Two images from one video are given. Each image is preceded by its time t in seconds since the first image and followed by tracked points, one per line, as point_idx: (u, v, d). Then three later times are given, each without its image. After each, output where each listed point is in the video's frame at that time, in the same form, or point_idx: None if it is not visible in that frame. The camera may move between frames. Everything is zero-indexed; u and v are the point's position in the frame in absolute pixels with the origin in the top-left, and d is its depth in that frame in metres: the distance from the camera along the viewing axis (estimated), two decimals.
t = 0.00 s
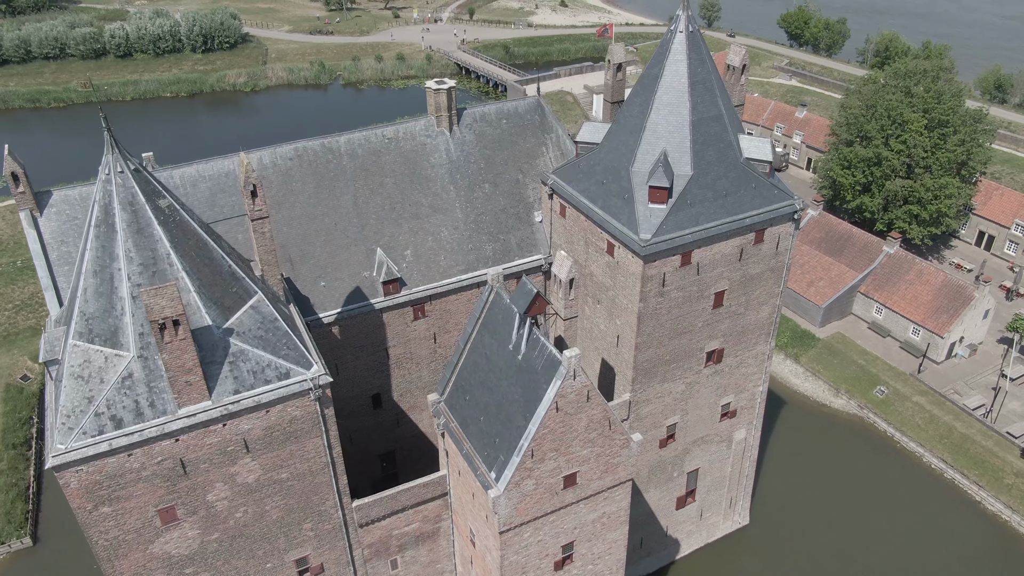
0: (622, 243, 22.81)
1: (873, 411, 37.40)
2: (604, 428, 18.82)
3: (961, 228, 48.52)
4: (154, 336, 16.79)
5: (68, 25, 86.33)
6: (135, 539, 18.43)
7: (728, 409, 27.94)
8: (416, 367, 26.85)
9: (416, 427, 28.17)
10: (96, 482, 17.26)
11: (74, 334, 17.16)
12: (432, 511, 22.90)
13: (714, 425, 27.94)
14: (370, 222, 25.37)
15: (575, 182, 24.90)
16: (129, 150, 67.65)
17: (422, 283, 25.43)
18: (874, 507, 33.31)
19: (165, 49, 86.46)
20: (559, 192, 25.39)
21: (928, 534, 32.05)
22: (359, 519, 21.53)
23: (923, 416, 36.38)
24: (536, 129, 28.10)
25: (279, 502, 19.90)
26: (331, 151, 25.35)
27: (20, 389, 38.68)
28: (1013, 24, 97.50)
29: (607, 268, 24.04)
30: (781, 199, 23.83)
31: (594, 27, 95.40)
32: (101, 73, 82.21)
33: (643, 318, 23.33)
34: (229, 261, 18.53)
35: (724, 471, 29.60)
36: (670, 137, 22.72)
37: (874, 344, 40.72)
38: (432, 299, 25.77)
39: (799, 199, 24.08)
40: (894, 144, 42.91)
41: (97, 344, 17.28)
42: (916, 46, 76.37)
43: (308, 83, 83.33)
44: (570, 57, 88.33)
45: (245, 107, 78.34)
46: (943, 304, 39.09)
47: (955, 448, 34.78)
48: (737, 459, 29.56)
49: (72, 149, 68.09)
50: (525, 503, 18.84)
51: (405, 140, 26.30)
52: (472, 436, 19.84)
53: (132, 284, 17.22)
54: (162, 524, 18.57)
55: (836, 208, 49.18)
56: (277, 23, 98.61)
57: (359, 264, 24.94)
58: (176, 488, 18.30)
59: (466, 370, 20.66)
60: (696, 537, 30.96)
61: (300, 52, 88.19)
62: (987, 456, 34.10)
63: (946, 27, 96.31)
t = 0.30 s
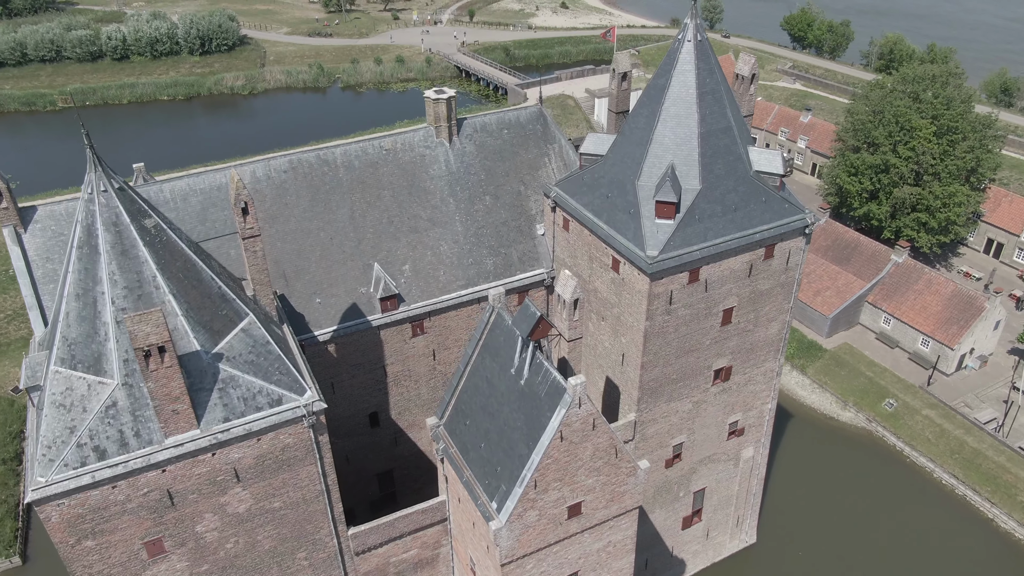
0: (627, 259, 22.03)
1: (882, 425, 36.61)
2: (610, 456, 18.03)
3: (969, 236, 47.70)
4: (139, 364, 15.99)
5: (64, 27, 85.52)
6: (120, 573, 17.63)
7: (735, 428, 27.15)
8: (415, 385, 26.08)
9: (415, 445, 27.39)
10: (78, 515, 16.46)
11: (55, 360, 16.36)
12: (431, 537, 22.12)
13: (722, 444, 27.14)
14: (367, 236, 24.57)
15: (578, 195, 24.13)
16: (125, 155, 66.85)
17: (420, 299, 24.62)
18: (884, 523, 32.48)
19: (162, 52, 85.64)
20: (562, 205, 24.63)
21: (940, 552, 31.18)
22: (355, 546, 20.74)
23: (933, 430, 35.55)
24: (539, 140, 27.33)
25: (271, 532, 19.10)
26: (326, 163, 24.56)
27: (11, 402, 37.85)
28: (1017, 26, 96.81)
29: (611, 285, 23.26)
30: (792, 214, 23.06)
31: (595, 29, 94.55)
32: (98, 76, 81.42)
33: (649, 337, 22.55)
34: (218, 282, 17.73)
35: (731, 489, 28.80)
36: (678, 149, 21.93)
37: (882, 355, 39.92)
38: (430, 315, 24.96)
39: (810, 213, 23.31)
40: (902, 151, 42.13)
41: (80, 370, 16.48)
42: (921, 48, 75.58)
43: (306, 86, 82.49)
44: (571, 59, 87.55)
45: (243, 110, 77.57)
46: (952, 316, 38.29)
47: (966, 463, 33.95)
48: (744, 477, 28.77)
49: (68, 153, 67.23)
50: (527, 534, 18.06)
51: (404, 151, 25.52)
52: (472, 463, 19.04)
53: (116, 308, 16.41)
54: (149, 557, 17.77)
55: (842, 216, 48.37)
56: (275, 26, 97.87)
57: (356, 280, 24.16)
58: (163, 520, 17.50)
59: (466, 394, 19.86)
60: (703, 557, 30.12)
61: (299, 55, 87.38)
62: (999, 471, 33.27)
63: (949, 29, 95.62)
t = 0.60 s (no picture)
0: (633, 276, 21.26)
1: (891, 439, 35.78)
2: (617, 487, 17.27)
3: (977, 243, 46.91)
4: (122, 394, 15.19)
5: (61, 29, 84.72)
6: None
7: (743, 447, 26.36)
8: (413, 404, 25.30)
9: (413, 465, 26.60)
10: (59, 552, 15.66)
11: (34, 390, 15.56)
12: (430, 564, 21.33)
13: (729, 463, 26.35)
14: (364, 252, 23.79)
15: (582, 209, 23.34)
16: (121, 159, 65.99)
17: (419, 316, 23.84)
18: (894, 541, 31.65)
19: (160, 54, 84.86)
20: (565, 219, 23.85)
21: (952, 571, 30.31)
22: None
23: (944, 445, 34.74)
24: (541, 150, 26.55)
25: (262, 564, 18.30)
26: (321, 176, 23.77)
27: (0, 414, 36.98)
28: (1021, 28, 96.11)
29: (616, 302, 22.48)
30: (803, 229, 22.27)
31: (596, 31, 93.80)
32: (95, 79, 80.61)
33: (656, 357, 21.76)
34: (207, 306, 16.95)
35: (739, 509, 28.00)
36: (686, 163, 21.15)
37: (890, 366, 39.13)
38: (429, 332, 24.18)
39: (821, 228, 22.54)
40: (910, 158, 41.36)
41: (60, 400, 15.67)
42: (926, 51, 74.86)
43: (305, 89, 81.67)
44: (571, 62, 86.75)
45: (241, 114, 76.82)
46: (961, 328, 37.52)
47: (978, 479, 33.14)
48: (752, 497, 27.98)
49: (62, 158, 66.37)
50: (530, 568, 17.29)
51: (401, 164, 24.72)
52: (471, 492, 18.24)
53: (98, 335, 15.61)
54: None
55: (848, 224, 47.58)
56: (273, 27, 97.09)
57: (352, 297, 23.39)
58: (148, 555, 16.70)
59: (465, 419, 19.08)
60: None
61: (297, 57, 86.62)
62: (1011, 488, 32.45)
63: (952, 31, 94.94)
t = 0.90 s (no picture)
0: (639, 295, 20.47)
1: (900, 454, 34.98)
2: (623, 520, 16.51)
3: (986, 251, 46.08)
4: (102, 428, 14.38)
5: (57, 32, 83.95)
6: None
7: (752, 467, 25.55)
8: (411, 424, 24.51)
9: (411, 486, 25.79)
10: None
11: (11, 422, 14.75)
12: None
13: (737, 484, 25.55)
14: (360, 268, 22.99)
15: (585, 224, 22.54)
16: (117, 164, 65.20)
17: (417, 334, 23.05)
18: (905, 560, 30.81)
19: (157, 57, 84.12)
20: (568, 234, 23.05)
21: None
22: None
23: (955, 460, 33.92)
24: (543, 162, 25.77)
25: None
26: (316, 190, 22.97)
27: None
28: None
29: (622, 321, 21.69)
30: (815, 245, 21.47)
31: (597, 33, 93.02)
32: (91, 82, 79.82)
33: (663, 378, 20.98)
34: (194, 331, 16.17)
35: (747, 530, 27.19)
36: (694, 177, 20.36)
37: (899, 379, 38.32)
38: (428, 351, 23.38)
39: (834, 244, 21.73)
40: (919, 165, 40.56)
41: (38, 433, 14.88)
42: (931, 54, 74.08)
43: (303, 92, 80.84)
44: (573, 64, 85.92)
45: (239, 117, 76.07)
46: (972, 340, 36.67)
47: (990, 496, 32.35)
48: (760, 518, 27.18)
49: (58, 162, 65.57)
50: None
51: (398, 176, 23.93)
52: (471, 524, 17.41)
53: (79, 364, 14.80)
54: None
55: (855, 231, 46.76)
56: (272, 30, 96.29)
57: (348, 314, 22.60)
58: None
59: (464, 447, 18.26)
60: None
61: (296, 60, 85.83)
62: None
63: (956, 33, 94.19)
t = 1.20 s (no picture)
0: (646, 316, 19.68)
1: (910, 469, 34.16)
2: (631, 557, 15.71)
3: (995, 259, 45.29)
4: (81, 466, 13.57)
5: (53, 35, 83.15)
6: None
7: (761, 489, 24.76)
8: (409, 445, 23.72)
9: (409, 508, 24.99)
10: None
11: None
12: None
13: (746, 506, 24.76)
14: (357, 285, 22.20)
15: (590, 239, 21.76)
16: (113, 168, 64.37)
17: (415, 353, 22.26)
18: None
19: (154, 60, 83.35)
20: (572, 249, 22.26)
21: None
22: None
23: (967, 476, 33.11)
24: (546, 174, 24.99)
25: None
26: (311, 204, 22.18)
27: None
28: None
29: (628, 341, 20.90)
30: (828, 263, 20.67)
31: (598, 35, 92.23)
32: (87, 85, 79.02)
33: (671, 402, 20.20)
34: (180, 359, 15.38)
35: (756, 552, 26.39)
36: (703, 193, 19.59)
37: (908, 391, 37.55)
38: (427, 371, 22.59)
39: (848, 261, 20.92)
40: (928, 172, 39.76)
41: (15, 469, 14.10)
42: (936, 57, 73.32)
43: (302, 95, 80.05)
44: (574, 66, 85.20)
45: (237, 120, 75.25)
46: (984, 353, 35.88)
47: (1003, 514, 31.52)
48: (769, 540, 26.39)
49: (53, 167, 64.73)
50: None
51: (397, 190, 23.15)
52: (472, 559, 16.61)
53: (57, 397, 14.00)
54: None
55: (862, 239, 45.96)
56: (271, 32, 95.53)
57: (344, 333, 21.82)
58: None
59: (464, 477, 17.48)
60: None
61: (294, 63, 85.06)
62: None
63: (961, 35, 93.47)
